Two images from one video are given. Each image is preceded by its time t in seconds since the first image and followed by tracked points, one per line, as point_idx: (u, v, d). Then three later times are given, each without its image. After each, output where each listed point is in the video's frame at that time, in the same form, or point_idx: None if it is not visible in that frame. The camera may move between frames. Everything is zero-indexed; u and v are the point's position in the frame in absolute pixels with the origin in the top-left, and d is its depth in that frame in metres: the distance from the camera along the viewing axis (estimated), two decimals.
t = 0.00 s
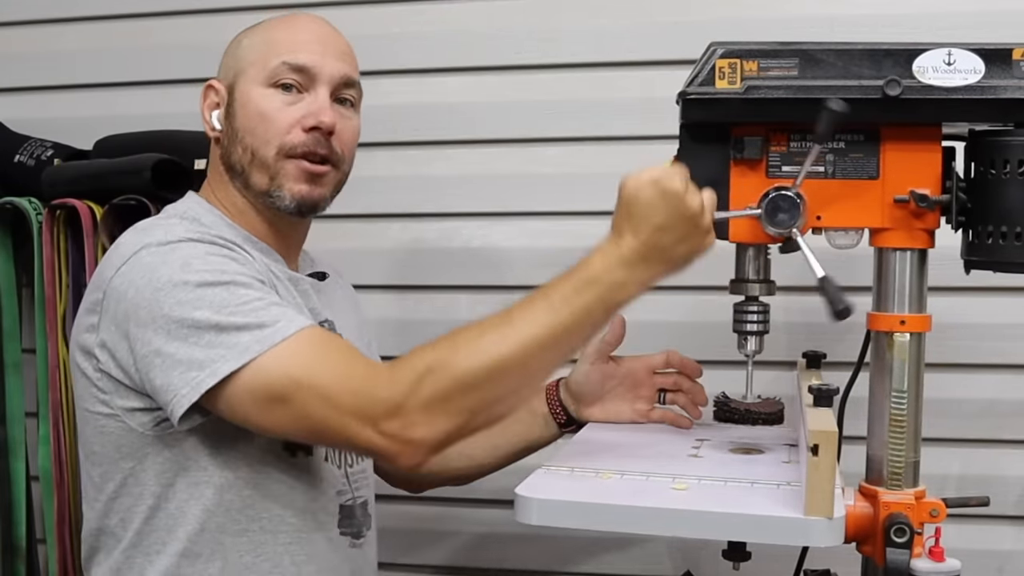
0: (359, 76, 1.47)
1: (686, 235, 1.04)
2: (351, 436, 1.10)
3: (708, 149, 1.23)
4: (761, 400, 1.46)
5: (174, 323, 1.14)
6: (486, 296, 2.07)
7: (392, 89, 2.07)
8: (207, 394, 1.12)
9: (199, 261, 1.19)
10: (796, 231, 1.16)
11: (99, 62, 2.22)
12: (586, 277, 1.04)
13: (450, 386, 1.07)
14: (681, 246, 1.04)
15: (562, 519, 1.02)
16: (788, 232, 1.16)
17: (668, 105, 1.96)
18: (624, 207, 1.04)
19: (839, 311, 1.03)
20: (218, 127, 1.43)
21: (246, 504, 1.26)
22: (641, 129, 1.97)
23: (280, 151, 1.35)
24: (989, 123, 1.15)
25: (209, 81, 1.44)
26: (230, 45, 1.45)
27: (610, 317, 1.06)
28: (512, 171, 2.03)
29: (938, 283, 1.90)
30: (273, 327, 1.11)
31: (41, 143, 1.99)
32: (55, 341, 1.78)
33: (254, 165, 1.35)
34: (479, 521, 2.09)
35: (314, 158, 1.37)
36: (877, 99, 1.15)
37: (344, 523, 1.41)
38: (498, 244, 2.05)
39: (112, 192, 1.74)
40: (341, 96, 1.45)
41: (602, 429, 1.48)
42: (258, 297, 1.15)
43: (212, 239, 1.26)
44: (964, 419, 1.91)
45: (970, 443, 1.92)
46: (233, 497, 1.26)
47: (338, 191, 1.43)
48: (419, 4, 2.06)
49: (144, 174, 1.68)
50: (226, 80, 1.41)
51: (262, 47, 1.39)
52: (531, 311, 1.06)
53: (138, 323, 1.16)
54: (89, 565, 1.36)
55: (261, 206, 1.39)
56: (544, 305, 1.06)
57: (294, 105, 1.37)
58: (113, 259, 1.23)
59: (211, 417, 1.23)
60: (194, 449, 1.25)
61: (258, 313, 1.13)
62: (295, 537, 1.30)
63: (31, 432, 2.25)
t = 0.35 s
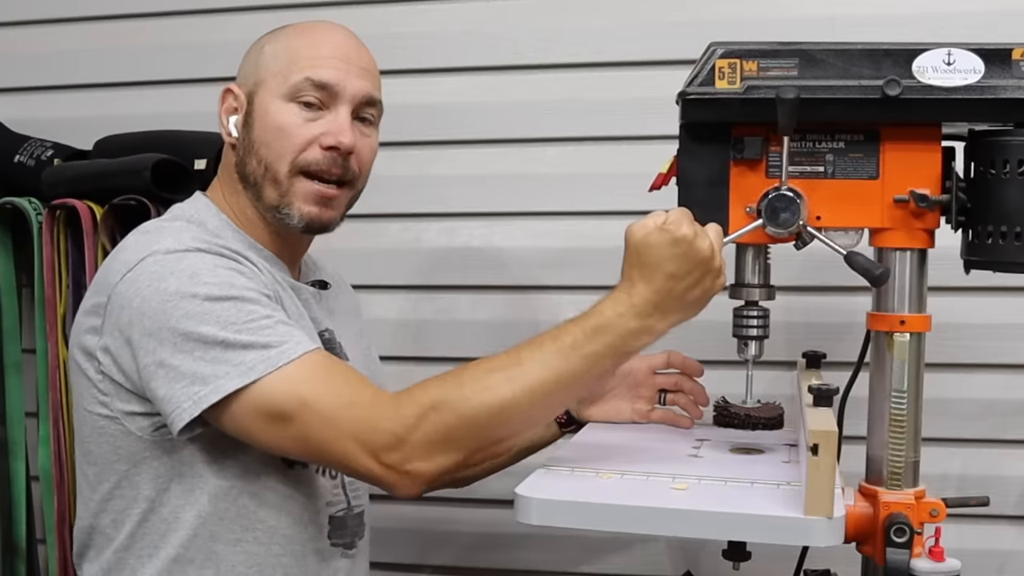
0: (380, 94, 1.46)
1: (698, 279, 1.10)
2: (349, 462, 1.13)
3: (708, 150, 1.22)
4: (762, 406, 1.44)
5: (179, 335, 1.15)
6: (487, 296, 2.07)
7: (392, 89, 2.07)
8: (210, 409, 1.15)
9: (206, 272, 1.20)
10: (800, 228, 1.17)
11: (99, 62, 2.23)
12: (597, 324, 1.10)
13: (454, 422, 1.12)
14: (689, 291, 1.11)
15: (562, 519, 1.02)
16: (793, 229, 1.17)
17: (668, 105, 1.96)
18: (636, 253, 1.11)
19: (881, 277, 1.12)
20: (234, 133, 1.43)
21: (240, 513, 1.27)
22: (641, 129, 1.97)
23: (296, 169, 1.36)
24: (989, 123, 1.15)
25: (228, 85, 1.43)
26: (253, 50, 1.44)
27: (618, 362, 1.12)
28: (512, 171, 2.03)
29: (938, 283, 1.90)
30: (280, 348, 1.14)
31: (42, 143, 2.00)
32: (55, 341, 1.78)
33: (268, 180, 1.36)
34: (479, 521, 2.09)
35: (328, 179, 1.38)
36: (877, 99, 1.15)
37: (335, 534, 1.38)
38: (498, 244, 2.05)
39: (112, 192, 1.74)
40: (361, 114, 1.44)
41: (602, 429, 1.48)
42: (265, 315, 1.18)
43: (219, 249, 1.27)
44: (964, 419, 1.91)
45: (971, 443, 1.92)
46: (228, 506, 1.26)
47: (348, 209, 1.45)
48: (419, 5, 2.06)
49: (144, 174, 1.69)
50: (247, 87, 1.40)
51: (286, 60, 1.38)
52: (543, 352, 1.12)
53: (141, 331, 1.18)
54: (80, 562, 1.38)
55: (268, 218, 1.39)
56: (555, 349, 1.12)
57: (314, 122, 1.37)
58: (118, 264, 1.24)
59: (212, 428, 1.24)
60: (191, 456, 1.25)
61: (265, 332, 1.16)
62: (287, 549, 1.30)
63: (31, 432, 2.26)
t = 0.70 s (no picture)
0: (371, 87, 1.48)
1: (699, 282, 1.11)
2: (345, 462, 1.15)
3: (708, 150, 1.22)
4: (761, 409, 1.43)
5: (172, 344, 1.17)
6: (487, 296, 2.07)
7: (392, 89, 2.07)
8: (207, 415, 1.16)
9: (196, 279, 1.20)
10: (800, 227, 1.17)
11: (99, 62, 2.22)
12: (600, 328, 1.11)
13: (451, 422, 1.14)
14: (690, 294, 1.12)
15: (562, 518, 1.02)
16: (793, 229, 1.17)
17: (668, 105, 1.96)
18: (636, 257, 1.11)
19: (882, 276, 1.12)
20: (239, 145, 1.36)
21: (245, 515, 1.29)
22: (641, 129, 1.97)
23: (326, 177, 1.39)
24: (989, 123, 1.15)
25: (225, 94, 1.34)
26: (242, 51, 1.35)
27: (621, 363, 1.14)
28: (512, 171, 2.03)
29: (938, 283, 1.90)
30: (272, 351, 1.15)
31: (41, 143, 2.00)
32: (56, 342, 1.78)
33: (299, 191, 1.38)
34: (479, 521, 2.09)
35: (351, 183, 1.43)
36: (877, 99, 1.15)
37: (338, 525, 1.41)
38: (498, 244, 2.05)
39: (112, 192, 1.74)
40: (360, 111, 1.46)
41: (600, 430, 1.48)
42: (257, 318, 1.18)
43: (207, 253, 1.27)
44: (965, 419, 1.91)
45: (970, 443, 1.92)
46: (233, 508, 1.28)
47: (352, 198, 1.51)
48: (419, 4, 2.06)
49: (144, 174, 1.68)
50: (255, 99, 1.34)
51: (303, 71, 1.35)
52: (540, 353, 1.14)
53: (136, 342, 1.19)
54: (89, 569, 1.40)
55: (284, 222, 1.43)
56: (554, 350, 1.13)
57: (335, 130, 1.38)
58: (109, 274, 1.25)
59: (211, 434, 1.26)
60: (194, 463, 1.27)
61: (257, 336, 1.16)
62: (291, 545, 1.32)
63: (31, 432, 2.25)
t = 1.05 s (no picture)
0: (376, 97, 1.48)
1: (697, 282, 1.11)
2: (342, 458, 1.16)
3: (708, 149, 1.22)
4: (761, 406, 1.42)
5: (166, 345, 1.17)
6: (487, 296, 2.07)
7: (392, 89, 2.07)
8: (203, 415, 1.16)
9: (190, 280, 1.20)
10: (800, 227, 1.17)
11: (99, 62, 2.22)
12: (599, 327, 1.11)
13: (447, 419, 1.14)
14: (689, 295, 1.12)
15: (562, 518, 1.02)
16: (793, 229, 1.17)
17: (668, 105, 1.96)
18: (635, 256, 1.11)
19: (881, 276, 1.12)
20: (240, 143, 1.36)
21: (238, 514, 1.29)
22: (641, 129, 1.97)
23: (320, 186, 1.39)
24: (989, 123, 1.15)
25: (231, 91, 1.34)
26: (251, 51, 1.35)
27: (616, 363, 1.13)
28: (512, 171, 2.03)
29: (938, 283, 1.90)
30: (266, 351, 1.16)
31: (42, 143, 2.00)
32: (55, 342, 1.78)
33: (293, 197, 1.38)
34: (479, 521, 2.09)
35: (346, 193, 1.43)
36: (877, 99, 1.15)
37: (332, 522, 1.41)
38: (497, 244, 2.05)
39: (112, 192, 1.74)
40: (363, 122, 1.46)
41: (603, 429, 1.49)
42: (251, 318, 1.19)
43: (201, 255, 1.27)
44: (964, 419, 1.91)
45: (970, 443, 1.92)
46: (227, 508, 1.29)
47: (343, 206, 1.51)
48: (419, 5, 2.06)
49: (144, 174, 1.69)
50: (259, 98, 1.34)
51: (309, 76, 1.34)
52: (536, 351, 1.14)
53: (130, 343, 1.19)
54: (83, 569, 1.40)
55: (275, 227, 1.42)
56: (550, 348, 1.13)
57: (336, 138, 1.38)
58: (102, 276, 1.25)
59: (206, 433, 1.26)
60: (188, 463, 1.27)
61: (252, 336, 1.17)
62: (284, 543, 1.33)
63: (31, 432, 2.25)
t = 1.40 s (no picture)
0: (383, 102, 1.48)
1: (697, 282, 1.11)
2: (341, 457, 1.16)
3: (708, 149, 1.22)
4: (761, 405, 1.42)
5: (168, 338, 1.17)
6: (487, 296, 2.07)
7: (392, 89, 2.07)
8: (202, 409, 1.17)
9: (195, 275, 1.21)
10: (800, 227, 1.17)
11: (99, 62, 2.22)
12: (596, 325, 1.11)
13: (446, 419, 1.14)
14: (689, 295, 1.12)
15: (563, 518, 1.02)
16: (793, 229, 1.17)
17: (668, 105, 1.96)
18: (635, 257, 1.11)
19: (880, 276, 1.12)
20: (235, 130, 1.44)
21: (229, 511, 1.29)
22: (641, 129, 1.97)
23: (301, 171, 1.38)
24: (989, 123, 1.15)
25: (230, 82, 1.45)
26: (257, 48, 1.46)
27: (616, 363, 1.13)
28: (512, 171, 2.03)
29: (938, 283, 1.91)
30: (269, 346, 1.16)
31: (42, 143, 2.00)
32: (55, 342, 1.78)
33: (271, 180, 1.38)
34: (479, 521, 2.09)
35: (332, 183, 1.40)
36: (877, 99, 1.15)
37: (326, 532, 1.40)
38: (497, 244, 2.05)
39: (112, 192, 1.74)
40: (363, 121, 1.46)
41: (604, 429, 1.49)
42: (254, 314, 1.19)
43: (210, 251, 1.29)
44: (964, 419, 1.91)
45: (970, 443, 1.92)
46: (217, 505, 1.29)
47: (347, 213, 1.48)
48: (419, 5, 2.06)
49: (144, 174, 1.69)
50: (250, 85, 1.42)
51: (294, 61, 1.40)
52: (536, 351, 1.14)
53: (133, 335, 1.20)
54: (76, 557, 1.41)
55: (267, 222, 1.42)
56: (550, 348, 1.13)
57: (318, 124, 1.39)
58: (109, 268, 1.26)
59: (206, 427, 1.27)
60: (182, 458, 1.28)
61: (254, 331, 1.17)
62: (275, 546, 1.32)
63: (31, 432, 2.25)
